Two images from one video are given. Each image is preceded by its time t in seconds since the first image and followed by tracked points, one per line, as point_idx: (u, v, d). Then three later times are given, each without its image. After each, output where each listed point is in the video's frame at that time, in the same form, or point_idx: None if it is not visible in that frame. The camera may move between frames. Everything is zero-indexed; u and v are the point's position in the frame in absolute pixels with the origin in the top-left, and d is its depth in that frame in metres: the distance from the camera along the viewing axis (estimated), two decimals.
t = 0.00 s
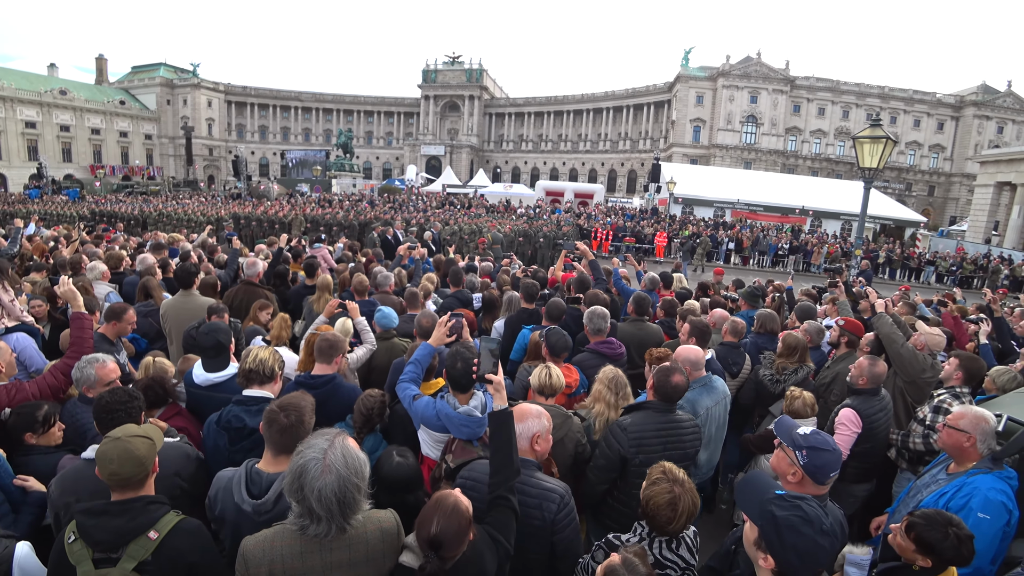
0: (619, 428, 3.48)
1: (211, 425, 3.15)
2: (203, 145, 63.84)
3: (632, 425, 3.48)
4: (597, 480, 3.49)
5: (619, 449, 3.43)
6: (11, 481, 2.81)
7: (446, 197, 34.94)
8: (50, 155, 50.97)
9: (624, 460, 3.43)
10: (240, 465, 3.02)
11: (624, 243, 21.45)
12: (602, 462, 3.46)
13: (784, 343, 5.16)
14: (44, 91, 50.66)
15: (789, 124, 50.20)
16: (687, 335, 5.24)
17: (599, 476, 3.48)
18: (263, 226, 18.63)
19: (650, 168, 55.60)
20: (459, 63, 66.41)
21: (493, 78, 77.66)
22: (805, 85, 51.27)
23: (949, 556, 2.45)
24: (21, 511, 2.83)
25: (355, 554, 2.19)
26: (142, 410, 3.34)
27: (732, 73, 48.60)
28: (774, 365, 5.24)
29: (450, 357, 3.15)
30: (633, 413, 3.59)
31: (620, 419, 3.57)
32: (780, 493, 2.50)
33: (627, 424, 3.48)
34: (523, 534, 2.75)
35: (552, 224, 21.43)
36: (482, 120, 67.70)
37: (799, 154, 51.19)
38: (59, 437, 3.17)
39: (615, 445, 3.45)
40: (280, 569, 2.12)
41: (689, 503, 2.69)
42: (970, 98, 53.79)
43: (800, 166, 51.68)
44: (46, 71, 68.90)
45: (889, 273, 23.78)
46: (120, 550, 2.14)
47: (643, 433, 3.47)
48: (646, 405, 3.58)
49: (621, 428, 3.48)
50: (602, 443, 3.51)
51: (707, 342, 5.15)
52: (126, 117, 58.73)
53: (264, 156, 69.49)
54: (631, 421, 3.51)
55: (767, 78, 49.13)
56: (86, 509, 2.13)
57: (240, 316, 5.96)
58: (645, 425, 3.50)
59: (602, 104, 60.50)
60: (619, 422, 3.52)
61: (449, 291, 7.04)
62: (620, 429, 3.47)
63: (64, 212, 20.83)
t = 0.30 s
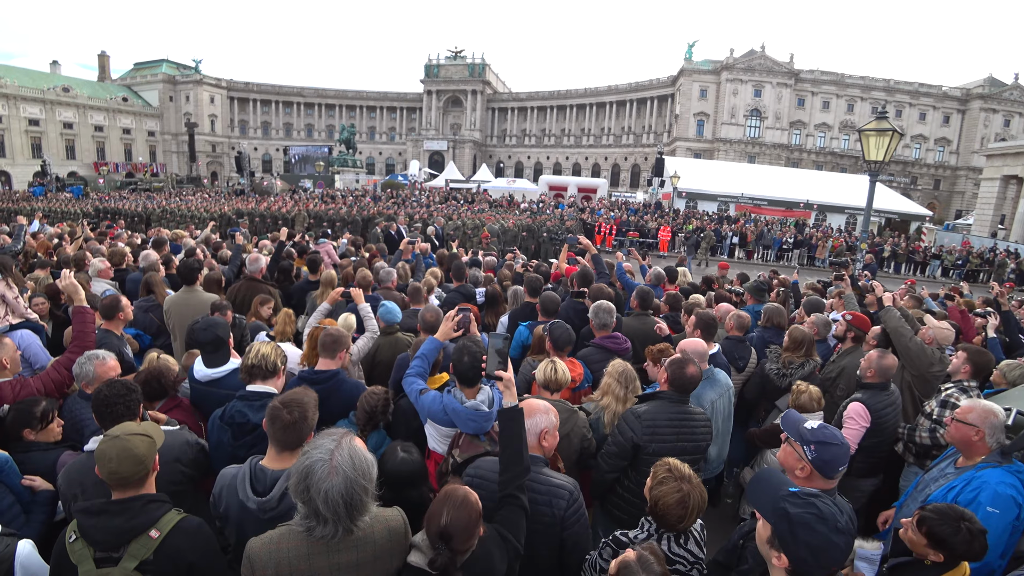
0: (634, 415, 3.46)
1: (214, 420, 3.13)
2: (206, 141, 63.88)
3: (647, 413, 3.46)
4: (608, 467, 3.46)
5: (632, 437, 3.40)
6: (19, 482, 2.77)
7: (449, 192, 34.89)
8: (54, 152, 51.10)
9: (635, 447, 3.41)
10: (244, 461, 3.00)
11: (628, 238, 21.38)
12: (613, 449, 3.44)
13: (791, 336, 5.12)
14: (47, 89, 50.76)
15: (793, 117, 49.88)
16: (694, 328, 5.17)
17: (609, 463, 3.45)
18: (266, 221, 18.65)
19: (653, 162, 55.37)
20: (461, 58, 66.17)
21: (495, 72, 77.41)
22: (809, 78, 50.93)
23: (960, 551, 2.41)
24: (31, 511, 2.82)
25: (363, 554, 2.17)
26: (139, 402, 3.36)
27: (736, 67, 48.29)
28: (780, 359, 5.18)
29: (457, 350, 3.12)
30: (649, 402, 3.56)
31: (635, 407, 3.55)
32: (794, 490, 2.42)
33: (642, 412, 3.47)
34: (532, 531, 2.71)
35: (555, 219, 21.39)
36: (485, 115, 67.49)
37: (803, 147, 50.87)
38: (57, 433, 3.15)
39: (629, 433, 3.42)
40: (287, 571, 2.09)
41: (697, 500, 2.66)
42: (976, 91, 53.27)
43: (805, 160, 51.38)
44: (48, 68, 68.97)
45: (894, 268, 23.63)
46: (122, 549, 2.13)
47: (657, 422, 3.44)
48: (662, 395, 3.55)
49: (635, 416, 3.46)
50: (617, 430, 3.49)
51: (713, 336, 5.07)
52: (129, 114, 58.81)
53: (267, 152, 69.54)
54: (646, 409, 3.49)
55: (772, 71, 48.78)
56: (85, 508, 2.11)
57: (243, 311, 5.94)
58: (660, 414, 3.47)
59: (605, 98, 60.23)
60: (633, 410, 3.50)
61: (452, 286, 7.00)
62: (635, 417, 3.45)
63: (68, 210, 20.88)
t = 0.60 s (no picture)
0: (638, 419, 3.39)
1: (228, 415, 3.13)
2: (215, 138, 64.26)
3: (652, 415, 3.39)
4: (617, 471, 3.41)
5: (640, 441, 3.33)
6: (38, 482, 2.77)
7: (458, 187, 34.85)
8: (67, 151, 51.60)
9: (644, 451, 3.34)
10: (257, 457, 2.99)
11: (637, 232, 21.28)
12: (623, 454, 3.38)
13: (803, 331, 5.04)
14: (59, 88, 51.24)
15: (804, 109, 49.27)
16: (707, 321, 5.10)
17: (619, 468, 3.40)
18: (276, 217, 18.72)
19: (663, 156, 54.96)
20: (468, 52, 65.97)
21: (503, 66, 77.10)
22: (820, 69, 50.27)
23: (981, 548, 2.35)
24: (53, 512, 2.81)
25: (379, 555, 2.15)
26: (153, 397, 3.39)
27: (746, 58, 47.75)
28: (794, 354, 5.11)
29: (469, 344, 3.09)
30: (650, 404, 3.50)
31: (636, 410, 3.48)
32: (820, 488, 2.33)
33: (645, 415, 3.40)
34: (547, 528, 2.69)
35: (564, 213, 21.28)
36: (492, 109, 67.30)
37: (815, 140, 50.26)
38: (73, 429, 3.16)
39: (636, 437, 3.36)
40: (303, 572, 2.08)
41: (709, 495, 2.62)
42: (992, 81, 52.23)
43: (816, 152, 50.79)
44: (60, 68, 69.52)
45: (907, 261, 23.34)
46: (136, 545, 2.13)
47: (664, 421, 3.38)
48: (664, 394, 3.48)
49: (639, 420, 3.39)
50: (622, 434, 3.43)
51: (727, 328, 5.01)
52: (139, 113, 59.28)
53: (276, 148, 69.83)
54: (648, 412, 3.42)
55: (782, 63, 48.20)
56: (99, 503, 2.11)
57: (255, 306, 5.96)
58: (665, 413, 3.41)
59: (613, 92, 59.83)
60: (635, 413, 3.43)
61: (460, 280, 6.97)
62: (639, 420, 3.38)
63: (82, 208, 21.09)
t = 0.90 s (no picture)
0: (632, 427, 3.34)
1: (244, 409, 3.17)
2: (229, 137, 64.86)
3: (644, 422, 3.34)
4: (620, 481, 3.39)
5: (639, 449, 3.30)
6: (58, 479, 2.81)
7: (469, 183, 34.89)
8: (84, 152, 52.36)
9: (644, 459, 3.31)
10: (274, 450, 3.03)
11: (649, 227, 21.16)
12: (623, 465, 3.37)
13: (820, 325, 4.97)
14: (75, 91, 51.97)
15: (818, 101, 48.59)
16: (724, 313, 5.05)
17: (622, 477, 3.38)
18: (289, 215, 18.87)
19: (675, 150, 54.51)
20: (478, 48, 65.87)
21: (513, 62, 76.90)
22: (835, 59, 49.50)
23: (1001, 547, 2.30)
24: (74, 507, 2.84)
25: (396, 553, 2.16)
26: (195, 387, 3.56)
27: (758, 50, 47.16)
28: (809, 349, 5.05)
29: (482, 339, 3.09)
30: (642, 409, 3.46)
31: (629, 417, 3.43)
32: (848, 487, 2.29)
33: (639, 422, 3.35)
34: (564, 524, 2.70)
35: (576, 208, 21.19)
36: (503, 105, 67.17)
37: (830, 132, 49.55)
38: (93, 422, 3.22)
39: (634, 446, 3.32)
40: (320, 572, 2.09)
41: (725, 492, 2.60)
42: (1013, 69, 51.03)
43: (831, 144, 50.06)
44: (76, 71, 70.50)
45: (925, 254, 22.97)
46: (156, 536, 2.16)
47: (659, 426, 3.34)
48: (655, 396, 3.44)
49: (634, 428, 3.34)
50: (619, 444, 3.41)
51: (743, 320, 4.97)
52: (154, 113, 60.02)
53: (288, 147, 70.36)
54: (641, 418, 3.38)
55: (796, 53, 47.52)
56: (120, 496, 2.14)
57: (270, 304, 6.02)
58: (659, 419, 3.36)
59: (624, 86, 59.39)
60: (630, 421, 3.38)
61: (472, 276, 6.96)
62: (633, 428, 3.33)
63: (99, 207, 21.42)
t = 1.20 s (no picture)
0: (636, 423, 3.34)
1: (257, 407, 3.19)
2: (241, 138, 65.45)
3: (648, 418, 3.33)
4: (626, 477, 3.39)
5: (642, 446, 3.31)
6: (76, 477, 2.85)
7: (479, 181, 34.92)
8: (100, 154, 53.09)
9: (647, 456, 3.31)
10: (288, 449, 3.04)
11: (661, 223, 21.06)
12: (626, 461, 3.38)
13: (833, 322, 4.92)
14: (91, 93, 52.68)
15: (832, 94, 47.93)
16: (735, 309, 5.02)
17: (624, 473, 3.39)
18: (301, 214, 19.02)
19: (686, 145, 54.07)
20: (488, 45, 65.80)
21: (523, 59, 76.74)
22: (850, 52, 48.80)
23: (1017, 548, 2.26)
24: (90, 506, 2.86)
25: (411, 554, 2.18)
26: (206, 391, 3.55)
27: (770, 44, 46.61)
28: (822, 345, 5.00)
29: (493, 338, 3.09)
30: (647, 404, 3.44)
31: (634, 413, 3.42)
32: (878, 489, 2.26)
33: (642, 418, 3.35)
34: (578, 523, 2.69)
35: (587, 204, 21.11)
36: (513, 102, 67.07)
37: (844, 125, 48.92)
38: (112, 422, 3.27)
39: (638, 442, 3.32)
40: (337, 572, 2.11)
41: (737, 491, 2.58)
42: None
43: (845, 138, 49.41)
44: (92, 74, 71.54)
45: (942, 249, 22.61)
46: (175, 532, 2.19)
47: (662, 423, 3.31)
48: (659, 393, 3.42)
49: (638, 424, 3.34)
50: (625, 440, 3.40)
51: (754, 316, 4.93)
52: (168, 115, 60.72)
53: (300, 146, 70.86)
54: (645, 414, 3.36)
55: (809, 46, 46.96)
56: (140, 492, 2.18)
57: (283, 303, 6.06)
58: (662, 415, 3.34)
59: (635, 81, 59.02)
60: (634, 417, 3.38)
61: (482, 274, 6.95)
62: (637, 424, 3.33)
63: (116, 208, 21.75)
